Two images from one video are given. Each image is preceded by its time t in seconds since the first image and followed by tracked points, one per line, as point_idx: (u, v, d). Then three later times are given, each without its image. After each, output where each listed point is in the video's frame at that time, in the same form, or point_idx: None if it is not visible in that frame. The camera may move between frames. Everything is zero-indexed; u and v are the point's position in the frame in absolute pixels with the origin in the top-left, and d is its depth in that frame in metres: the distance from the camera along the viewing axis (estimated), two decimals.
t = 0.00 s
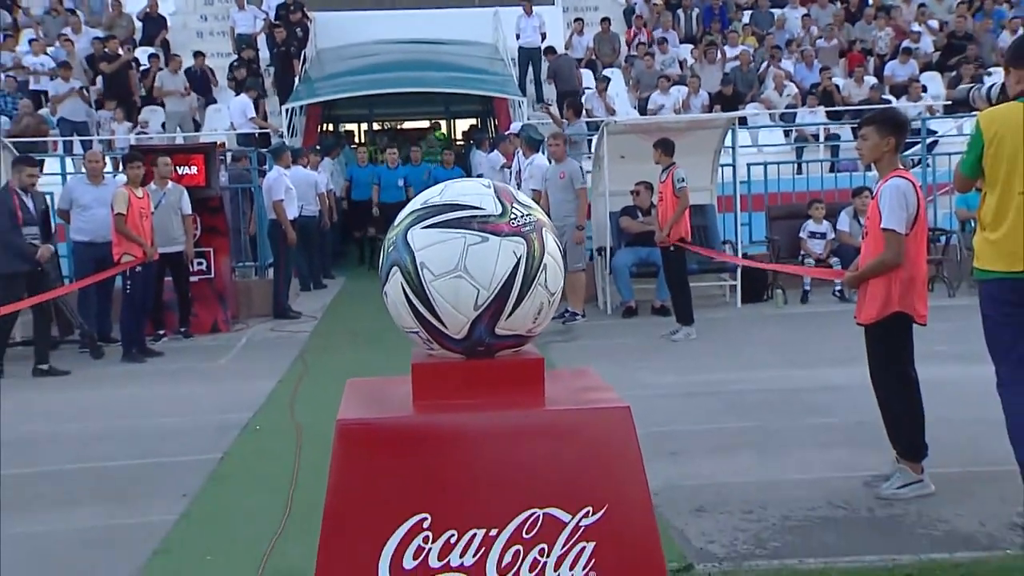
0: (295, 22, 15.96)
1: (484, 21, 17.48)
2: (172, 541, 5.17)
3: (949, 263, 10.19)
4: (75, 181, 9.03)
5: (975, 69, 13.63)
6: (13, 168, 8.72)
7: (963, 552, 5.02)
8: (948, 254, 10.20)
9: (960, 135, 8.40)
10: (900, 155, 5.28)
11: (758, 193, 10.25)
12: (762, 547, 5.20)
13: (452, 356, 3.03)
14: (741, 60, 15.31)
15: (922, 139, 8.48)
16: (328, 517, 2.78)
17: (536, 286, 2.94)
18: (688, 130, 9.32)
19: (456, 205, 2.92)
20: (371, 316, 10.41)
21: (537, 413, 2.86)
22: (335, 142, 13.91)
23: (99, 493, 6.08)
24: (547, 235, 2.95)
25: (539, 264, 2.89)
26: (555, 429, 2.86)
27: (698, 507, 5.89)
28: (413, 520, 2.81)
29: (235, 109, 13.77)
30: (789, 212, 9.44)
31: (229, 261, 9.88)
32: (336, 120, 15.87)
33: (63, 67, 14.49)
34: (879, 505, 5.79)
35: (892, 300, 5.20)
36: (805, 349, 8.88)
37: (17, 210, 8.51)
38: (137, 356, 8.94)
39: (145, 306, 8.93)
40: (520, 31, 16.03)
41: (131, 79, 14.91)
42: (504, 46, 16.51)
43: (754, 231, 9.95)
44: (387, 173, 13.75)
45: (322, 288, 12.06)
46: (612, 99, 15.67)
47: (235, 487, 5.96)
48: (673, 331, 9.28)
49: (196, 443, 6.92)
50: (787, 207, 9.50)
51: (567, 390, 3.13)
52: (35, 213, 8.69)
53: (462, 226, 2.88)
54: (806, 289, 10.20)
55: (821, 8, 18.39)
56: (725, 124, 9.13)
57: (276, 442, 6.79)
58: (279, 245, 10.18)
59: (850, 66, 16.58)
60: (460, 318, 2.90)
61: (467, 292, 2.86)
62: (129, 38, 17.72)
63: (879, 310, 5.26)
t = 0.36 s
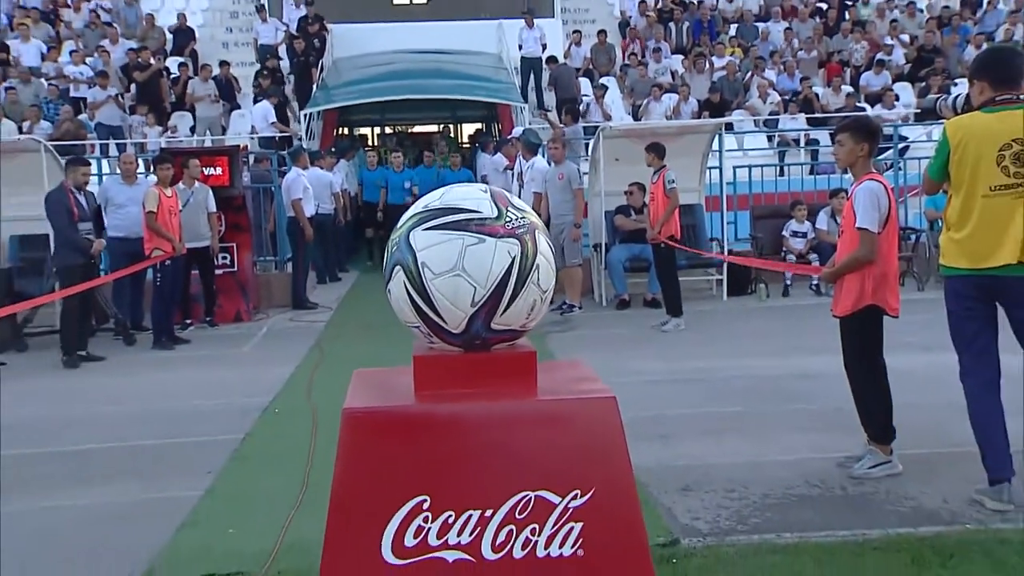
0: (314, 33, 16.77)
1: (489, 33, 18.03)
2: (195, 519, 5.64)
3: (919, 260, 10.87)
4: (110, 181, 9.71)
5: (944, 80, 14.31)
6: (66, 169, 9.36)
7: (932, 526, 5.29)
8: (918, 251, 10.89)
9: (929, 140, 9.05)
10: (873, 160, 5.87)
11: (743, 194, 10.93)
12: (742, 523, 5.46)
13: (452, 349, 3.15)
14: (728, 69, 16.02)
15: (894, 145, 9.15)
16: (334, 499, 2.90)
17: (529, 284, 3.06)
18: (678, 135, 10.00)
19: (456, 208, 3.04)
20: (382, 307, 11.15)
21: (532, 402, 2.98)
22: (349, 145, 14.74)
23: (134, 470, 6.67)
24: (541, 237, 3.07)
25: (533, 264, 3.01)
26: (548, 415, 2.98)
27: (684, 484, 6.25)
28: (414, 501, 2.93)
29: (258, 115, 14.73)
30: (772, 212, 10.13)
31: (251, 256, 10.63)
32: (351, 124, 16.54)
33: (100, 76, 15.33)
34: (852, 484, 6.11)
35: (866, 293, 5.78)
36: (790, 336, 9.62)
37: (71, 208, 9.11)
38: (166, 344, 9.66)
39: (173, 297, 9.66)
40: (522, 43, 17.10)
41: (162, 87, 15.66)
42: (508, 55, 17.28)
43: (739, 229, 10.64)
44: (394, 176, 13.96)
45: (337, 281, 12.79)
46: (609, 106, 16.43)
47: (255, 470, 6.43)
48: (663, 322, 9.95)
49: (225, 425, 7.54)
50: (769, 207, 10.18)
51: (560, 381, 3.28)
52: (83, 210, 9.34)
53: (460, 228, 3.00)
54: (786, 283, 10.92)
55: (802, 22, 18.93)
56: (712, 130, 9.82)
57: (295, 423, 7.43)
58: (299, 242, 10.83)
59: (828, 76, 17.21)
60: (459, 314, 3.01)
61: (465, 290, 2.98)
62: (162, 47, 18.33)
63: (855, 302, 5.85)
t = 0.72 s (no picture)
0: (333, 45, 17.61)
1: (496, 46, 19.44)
2: (225, 494, 6.12)
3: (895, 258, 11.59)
4: (146, 183, 10.50)
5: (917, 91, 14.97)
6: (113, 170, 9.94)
7: (900, 507, 5.92)
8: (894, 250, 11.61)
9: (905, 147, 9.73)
10: (849, 166, 6.44)
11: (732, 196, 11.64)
12: (729, 503, 6.10)
13: (455, 342, 3.30)
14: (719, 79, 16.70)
15: (873, 151, 9.83)
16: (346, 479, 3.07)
17: (527, 281, 3.20)
18: (672, 141, 10.71)
19: (460, 211, 3.19)
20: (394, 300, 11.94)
21: (529, 390, 3.15)
22: (366, 148, 15.57)
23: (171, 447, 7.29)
24: (538, 237, 3.22)
25: (530, 263, 3.15)
26: (544, 401, 3.14)
27: (676, 467, 6.89)
28: (419, 482, 3.09)
29: (281, 121, 15.48)
30: (759, 212, 10.87)
31: (273, 253, 11.43)
32: (367, 130, 17.26)
33: (138, 85, 15.85)
34: (830, 466, 6.81)
35: (846, 290, 6.43)
36: (778, 329, 10.29)
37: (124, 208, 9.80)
38: (196, 334, 10.42)
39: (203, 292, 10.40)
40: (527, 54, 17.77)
41: (193, 95, 16.39)
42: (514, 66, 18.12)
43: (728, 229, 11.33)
44: (405, 177, 14.66)
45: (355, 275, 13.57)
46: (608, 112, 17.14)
47: (285, 449, 7.02)
48: (657, 316, 10.66)
49: (255, 408, 8.18)
50: (757, 208, 10.91)
51: (556, 372, 3.45)
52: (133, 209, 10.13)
53: (462, 230, 3.15)
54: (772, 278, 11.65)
55: (788, 35, 18.70)
56: (704, 136, 10.54)
57: (317, 408, 8.07)
58: (318, 240, 11.58)
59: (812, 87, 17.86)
60: (461, 308, 3.16)
61: (467, 287, 3.13)
62: (193, 57, 18.83)
63: (835, 298, 6.49)
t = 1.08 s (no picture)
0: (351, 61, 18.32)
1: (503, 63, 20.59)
2: (245, 480, 6.56)
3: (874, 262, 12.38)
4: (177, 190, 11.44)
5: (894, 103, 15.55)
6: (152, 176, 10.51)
7: (875, 492, 6.33)
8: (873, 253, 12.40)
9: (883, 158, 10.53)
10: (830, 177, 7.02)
11: (722, 202, 12.45)
12: (717, 488, 6.53)
13: (461, 338, 3.49)
14: (711, 92, 17.34)
15: (853, 161, 10.63)
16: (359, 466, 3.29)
17: (527, 282, 3.40)
18: (668, 150, 11.42)
19: (464, 218, 3.40)
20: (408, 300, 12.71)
21: (528, 384, 3.35)
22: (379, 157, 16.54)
23: (197, 437, 7.75)
24: (537, 241, 3.42)
25: (531, 265, 3.36)
26: (542, 393, 3.34)
27: (669, 456, 7.36)
28: (426, 469, 3.30)
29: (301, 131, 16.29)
30: (748, 217, 11.61)
31: (294, 253, 12.21)
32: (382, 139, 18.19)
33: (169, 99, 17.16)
34: (812, 454, 7.26)
35: (827, 290, 6.94)
36: (765, 326, 11.00)
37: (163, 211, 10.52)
38: (222, 329, 11.15)
39: (229, 290, 11.14)
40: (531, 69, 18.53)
41: (219, 108, 17.29)
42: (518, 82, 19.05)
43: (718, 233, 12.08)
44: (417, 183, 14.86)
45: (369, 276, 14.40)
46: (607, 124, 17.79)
47: (299, 441, 7.42)
48: (652, 313, 11.39)
49: (276, 399, 8.75)
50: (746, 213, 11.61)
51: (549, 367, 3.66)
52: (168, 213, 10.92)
53: (467, 234, 3.35)
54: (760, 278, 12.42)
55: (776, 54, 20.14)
56: (697, 146, 11.23)
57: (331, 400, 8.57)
58: (335, 243, 12.36)
59: (796, 99, 18.34)
60: (466, 307, 3.37)
61: (472, 287, 3.34)
62: (221, 72, 19.70)
63: (817, 298, 7.01)
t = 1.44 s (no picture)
0: (367, 72, 19.22)
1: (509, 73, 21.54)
2: (269, 462, 6.89)
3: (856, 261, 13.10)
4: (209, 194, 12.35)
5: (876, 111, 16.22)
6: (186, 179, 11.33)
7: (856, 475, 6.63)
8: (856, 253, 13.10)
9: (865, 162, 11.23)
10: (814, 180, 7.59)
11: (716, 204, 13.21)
12: (709, 472, 6.83)
13: (468, 333, 3.78)
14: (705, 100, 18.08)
15: (838, 166, 11.33)
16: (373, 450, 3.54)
17: (530, 280, 3.69)
18: (665, 155, 12.16)
19: (472, 221, 3.68)
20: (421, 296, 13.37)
21: (531, 375, 3.60)
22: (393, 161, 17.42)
23: (216, 424, 8.11)
24: (539, 243, 3.71)
25: (533, 264, 3.64)
26: (543, 384, 3.60)
27: (664, 442, 7.76)
28: (437, 454, 3.55)
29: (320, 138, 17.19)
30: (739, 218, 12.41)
31: (314, 252, 12.99)
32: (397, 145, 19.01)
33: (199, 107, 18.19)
34: (798, 441, 7.69)
35: (814, 288, 7.35)
36: (756, 321, 11.68)
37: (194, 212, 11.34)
38: (247, 323, 11.89)
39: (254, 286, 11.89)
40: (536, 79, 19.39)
41: (245, 116, 18.08)
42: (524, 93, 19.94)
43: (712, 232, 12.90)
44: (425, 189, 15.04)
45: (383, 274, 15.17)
46: (607, 131, 18.66)
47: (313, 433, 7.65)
48: (650, 309, 12.10)
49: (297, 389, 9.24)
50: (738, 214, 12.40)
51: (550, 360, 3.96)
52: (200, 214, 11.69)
53: (474, 236, 3.63)
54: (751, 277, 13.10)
55: (765, 66, 20.81)
56: (691, 151, 11.98)
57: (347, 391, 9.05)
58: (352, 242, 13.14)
59: (786, 108, 19.12)
60: (473, 303, 3.64)
61: (478, 285, 3.61)
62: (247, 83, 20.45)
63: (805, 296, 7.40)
